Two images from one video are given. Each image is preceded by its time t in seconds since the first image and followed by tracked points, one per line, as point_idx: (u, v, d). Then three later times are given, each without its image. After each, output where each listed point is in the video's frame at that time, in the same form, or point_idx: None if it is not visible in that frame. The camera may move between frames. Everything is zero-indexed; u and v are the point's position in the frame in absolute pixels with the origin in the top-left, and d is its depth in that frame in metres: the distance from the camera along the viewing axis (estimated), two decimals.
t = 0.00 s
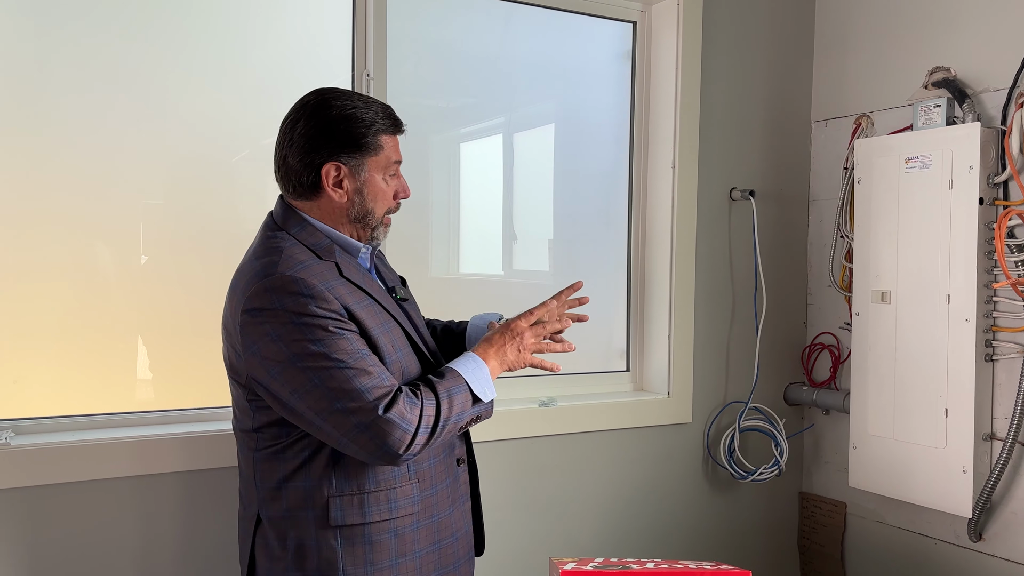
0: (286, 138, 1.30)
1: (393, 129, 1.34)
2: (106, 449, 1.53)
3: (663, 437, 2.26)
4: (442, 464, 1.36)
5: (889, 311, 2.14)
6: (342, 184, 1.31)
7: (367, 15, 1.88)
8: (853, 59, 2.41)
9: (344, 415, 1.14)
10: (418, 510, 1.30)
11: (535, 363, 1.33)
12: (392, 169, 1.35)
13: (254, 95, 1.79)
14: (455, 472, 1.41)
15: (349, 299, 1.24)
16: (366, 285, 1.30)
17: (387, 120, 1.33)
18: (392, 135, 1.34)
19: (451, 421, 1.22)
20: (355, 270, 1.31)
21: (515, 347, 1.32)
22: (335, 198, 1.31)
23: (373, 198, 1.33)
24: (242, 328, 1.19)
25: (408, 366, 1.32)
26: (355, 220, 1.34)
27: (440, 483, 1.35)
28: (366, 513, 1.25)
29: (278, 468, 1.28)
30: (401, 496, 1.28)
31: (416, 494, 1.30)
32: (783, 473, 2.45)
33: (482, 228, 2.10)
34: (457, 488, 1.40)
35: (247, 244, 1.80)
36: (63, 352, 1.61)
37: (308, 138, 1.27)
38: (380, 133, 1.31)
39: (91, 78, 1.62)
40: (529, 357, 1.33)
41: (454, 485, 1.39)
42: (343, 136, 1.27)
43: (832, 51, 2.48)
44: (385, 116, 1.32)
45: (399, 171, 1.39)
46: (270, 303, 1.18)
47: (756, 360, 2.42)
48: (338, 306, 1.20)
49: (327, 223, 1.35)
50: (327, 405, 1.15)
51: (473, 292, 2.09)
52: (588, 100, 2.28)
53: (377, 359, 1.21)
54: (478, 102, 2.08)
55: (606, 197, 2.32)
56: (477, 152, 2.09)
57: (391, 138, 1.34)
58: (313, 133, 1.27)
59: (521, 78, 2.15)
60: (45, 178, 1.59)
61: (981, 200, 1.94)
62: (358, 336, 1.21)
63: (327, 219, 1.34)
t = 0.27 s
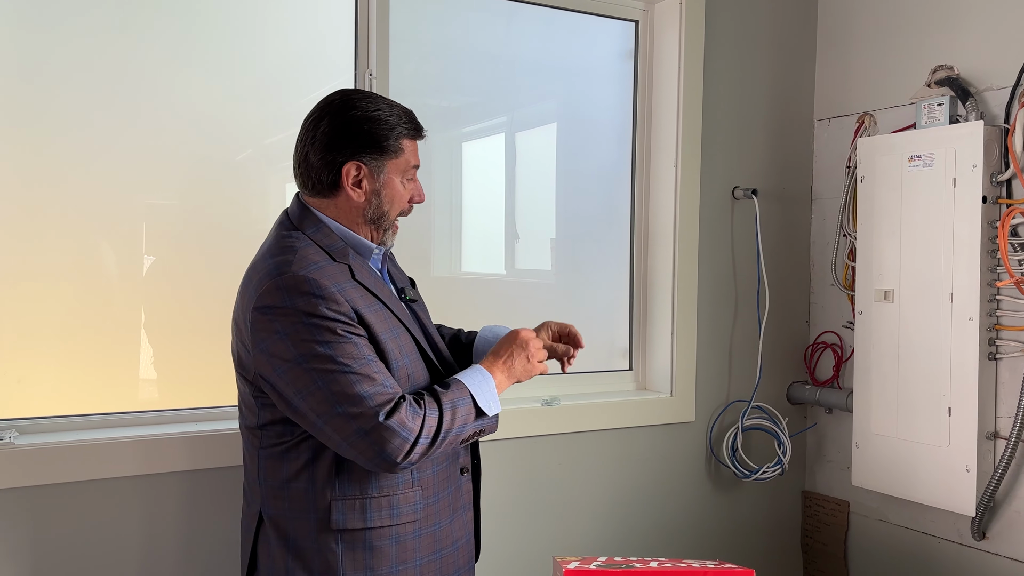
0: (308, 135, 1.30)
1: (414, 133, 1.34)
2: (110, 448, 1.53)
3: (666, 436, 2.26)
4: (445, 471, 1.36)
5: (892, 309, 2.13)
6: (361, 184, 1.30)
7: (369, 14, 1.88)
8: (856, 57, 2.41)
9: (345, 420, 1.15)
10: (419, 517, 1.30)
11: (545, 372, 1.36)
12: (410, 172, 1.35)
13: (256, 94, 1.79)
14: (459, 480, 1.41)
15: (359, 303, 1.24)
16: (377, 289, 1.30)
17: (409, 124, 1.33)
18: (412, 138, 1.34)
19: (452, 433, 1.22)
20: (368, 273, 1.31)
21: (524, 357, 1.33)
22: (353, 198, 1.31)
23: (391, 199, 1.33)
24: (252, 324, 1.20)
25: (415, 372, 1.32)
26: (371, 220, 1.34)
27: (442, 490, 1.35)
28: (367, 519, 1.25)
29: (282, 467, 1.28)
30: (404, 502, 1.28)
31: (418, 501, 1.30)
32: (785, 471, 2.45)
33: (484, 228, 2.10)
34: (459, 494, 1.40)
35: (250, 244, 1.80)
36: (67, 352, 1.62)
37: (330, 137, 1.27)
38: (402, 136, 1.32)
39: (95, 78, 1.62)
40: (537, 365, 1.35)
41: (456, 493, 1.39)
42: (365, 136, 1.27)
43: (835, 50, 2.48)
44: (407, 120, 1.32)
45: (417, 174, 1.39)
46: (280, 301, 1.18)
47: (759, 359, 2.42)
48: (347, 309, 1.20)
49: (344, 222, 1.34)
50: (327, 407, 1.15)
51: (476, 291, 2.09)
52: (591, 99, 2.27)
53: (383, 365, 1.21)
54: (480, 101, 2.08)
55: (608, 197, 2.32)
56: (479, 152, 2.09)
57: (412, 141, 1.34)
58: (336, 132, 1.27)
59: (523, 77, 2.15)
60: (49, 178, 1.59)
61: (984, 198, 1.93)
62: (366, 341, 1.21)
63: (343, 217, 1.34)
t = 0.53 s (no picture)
0: (328, 135, 1.31)
1: (432, 136, 1.35)
2: (115, 448, 1.53)
3: (667, 435, 2.26)
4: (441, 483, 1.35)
5: (893, 309, 2.13)
6: (378, 185, 1.32)
7: (371, 14, 1.89)
8: (857, 56, 2.41)
9: (308, 429, 1.16)
10: (408, 527, 1.29)
11: (513, 442, 1.36)
12: (428, 174, 1.36)
13: (258, 94, 1.79)
14: (458, 493, 1.39)
15: (355, 308, 1.23)
16: (379, 294, 1.29)
17: (427, 127, 1.34)
18: (431, 142, 1.35)
19: (413, 468, 1.21)
20: (374, 277, 1.30)
21: (506, 415, 1.35)
22: (370, 198, 1.32)
23: (408, 201, 1.34)
24: (251, 315, 1.21)
25: (409, 383, 1.31)
26: (388, 221, 1.35)
27: (435, 502, 1.34)
28: (353, 527, 1.24)
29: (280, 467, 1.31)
30: (394, 512, 1.27)
31: (408, 512, 1.29)
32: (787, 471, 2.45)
33: (486, 227, 2.10)
34: (457, 507, 1.39)
35: (253, 243, 1.80)
36: (71, 352, 1.62)
37: (350, 138, 1.28)
38: (421, 139, 1.33)
39: (98, 79, 1.63)
40: (514, 430, 1.35)
41: (452, 506, 1.38)
42: (384, 139, 1.29)
43: (836, 49, 2.48)
44: (425, 123, 1.34)
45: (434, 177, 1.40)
46: (278, 295, 1.19)
47: (761, 359, 2.42)
48: (340, 315, 1.19)
49: (360, 221, 1.36)
50: (296, 413, 1.16)
51: (477, 291, 2.09)
52: (591, 98, 2.27)
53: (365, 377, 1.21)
54: (481, 100, 2.08)
55: (609, 196, 2.32)
56: (480, 151, 2.09)
57: (430, 144, 1.35)
58: (356, 133, 1.28)
59: (524, 77, 2.15)
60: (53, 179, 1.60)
61: (986, 197, 1.93)
62: (354, 349, 1.20)
63: (359, 216, 1.35)
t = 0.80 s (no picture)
0: (349, 137, 1.32)
1: (452, 142, 1.36)
2: (116, 447, 1.53)
3: (668, 434, 2.26)
4: (443, 489, 1.34)
5: (893, 308, 2.13)
6: (398, 188, 1.32)
7: (371, 15, 1.89)
8: (857, 56, 2.41)
9: (301, 429, 1.18)
10: (404, 530, 1.29)
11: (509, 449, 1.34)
12: (446, 179, 1.37)
13: (259, 94, 1.80)
14: (461, 500, 1.38)
15: (357, 311, 1.24)
16: (385, 297, 1.30)
17: (448, 132, 1.34)
18: (451, 147, 1.35)
19: (403, 472, 1.22)
20: (381, 280, 1.31)
21: (502, 422, 1.33)
22: (389, 201, 1.32)
23: (425, 205, 1.35)
24: (257, 312, 1.24)
25: (413, 387, 1.31)
26: (404, 223, 1.35)
27: (435, 508, 1.33)
28: (346, 525, 1.25)
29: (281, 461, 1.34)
30: (390, 513, 1.28)
31: (404, 515, 1.29)
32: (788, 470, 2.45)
33: (486, 226, 2.10)
34: (459, 515, 1.37)
35: (253, 243, 1.80)
36: (73, 352, 1.62)
37: (371, 141, 1.29)
38: (442, 145, 1.33)
39: (99, 79, 1.63)
40: (510, 438, 1.34)
41: (454, 512, 1.36)
42: (405, 142, 1.29)
43: (837, 48, 2.48)
44: (445, 128, 1.34)
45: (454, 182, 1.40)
46: (281, 295, 1.21)
47: (761, 358, 2.42)
48: (340, 318, 1.21)
49: (377, 222, 1.36)
50: (291, 414, 1.19)
51: (477, 290, 2.09)
52: (592, 98, 2.28)
53: (362, 381, 1.22)
54: (482, 100, 2.08)
55: (610, 195, 2.32)
56: (481, 150, 2.09)
57: (450, 149, 1.35)
58: (377, 137, 1.29)
59: (525, 76, 2.15)
60: (54, 179, 1.60)
61: (986, 196, 1.94)
62: (353, 352, 1.21)
63: (377, 218, 1.36)
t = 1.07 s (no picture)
0: (365, 137, 1.33)
1: (468, 145, 1.36)
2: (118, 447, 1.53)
3: (669, 434, 2.26)
4: (449, 489, 1.34)
5: (894, 307, 2.13)
6: (412, 189, 1.32)
7: (372, 15, 1.89)
8: (858, 55, 2.41)
9: (309, 424, 1.18)
10: (408, 529, 1.29)
11: (517, 450, 1.33)
12: (461, 182, 1.37)
13: (259, 93, 1.80)
14: (468, 501, 1.38)
15: (367, 310, 1.25)
16: (396, 297, 1.30)
17: (463, 135, 1.34)
18: (465, 150, 1.35)
19: (411, 469, 1.22)
20: (392, 279, 1.31)
21: (511, 421, 1.33)
22: (403, 202, 1.33)
23: (439, 208, 1.35)
24: (269, 308, 1.25)
25: (421, 386, 1.31)
26: (417, 226, 1.36)
27: (441, 508, 1.33)
28: (351, 522, 1.26)
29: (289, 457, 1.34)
30: (395, 511, 1.28)
31: (409, 513, 1.29)
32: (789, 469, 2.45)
33: (487, 226, 2.10)
34: (465, 516, 1.37)
35: (253, 243, 1.80)
36: (74, 352, 1.62)
37: (387, 141, 1.29)
38: (458, 147, 1.33)
39: (99, 79, 1.63)
40: (518, 438, 1.33)
41: (460, 513, 1.36)
42: (419, 144, 1.29)
43: (837, 47, 2.48)
44: (461, 131, 1.34)
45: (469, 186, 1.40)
46: (293, 292, 1.22)
47: (762, 357, 2.42)
48: (350, 315, 1.21)
49: (391, 223, 1.37)
50: (300, 409, 1.19)
51: (478, 290, 2.09)
52: (592, 97, 2.27)
53: (371, 379, 1.22)
54: (482, 100, 2.08)
55: (611, 195, 2.32)
56: (482, 150, 2.09)
57: (464, 152, 1.35)
58: (394, 137, 1.29)
59: (525, 76, 2.15)
60: (55, 178, 1.60)
61: (987, 195, 1.94)
62: (363, 350, 1.22)
63: (391, 219, 1.36)
